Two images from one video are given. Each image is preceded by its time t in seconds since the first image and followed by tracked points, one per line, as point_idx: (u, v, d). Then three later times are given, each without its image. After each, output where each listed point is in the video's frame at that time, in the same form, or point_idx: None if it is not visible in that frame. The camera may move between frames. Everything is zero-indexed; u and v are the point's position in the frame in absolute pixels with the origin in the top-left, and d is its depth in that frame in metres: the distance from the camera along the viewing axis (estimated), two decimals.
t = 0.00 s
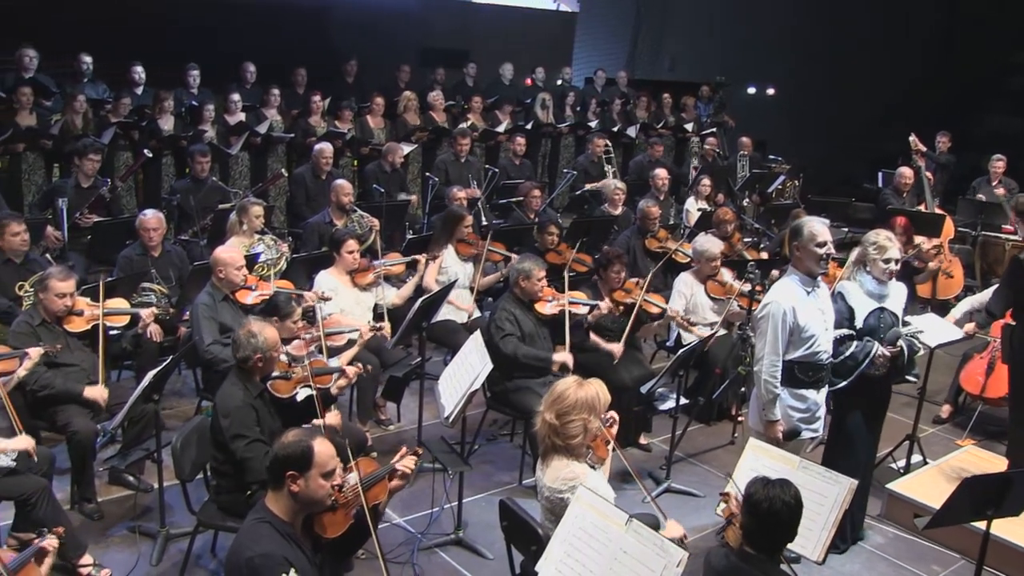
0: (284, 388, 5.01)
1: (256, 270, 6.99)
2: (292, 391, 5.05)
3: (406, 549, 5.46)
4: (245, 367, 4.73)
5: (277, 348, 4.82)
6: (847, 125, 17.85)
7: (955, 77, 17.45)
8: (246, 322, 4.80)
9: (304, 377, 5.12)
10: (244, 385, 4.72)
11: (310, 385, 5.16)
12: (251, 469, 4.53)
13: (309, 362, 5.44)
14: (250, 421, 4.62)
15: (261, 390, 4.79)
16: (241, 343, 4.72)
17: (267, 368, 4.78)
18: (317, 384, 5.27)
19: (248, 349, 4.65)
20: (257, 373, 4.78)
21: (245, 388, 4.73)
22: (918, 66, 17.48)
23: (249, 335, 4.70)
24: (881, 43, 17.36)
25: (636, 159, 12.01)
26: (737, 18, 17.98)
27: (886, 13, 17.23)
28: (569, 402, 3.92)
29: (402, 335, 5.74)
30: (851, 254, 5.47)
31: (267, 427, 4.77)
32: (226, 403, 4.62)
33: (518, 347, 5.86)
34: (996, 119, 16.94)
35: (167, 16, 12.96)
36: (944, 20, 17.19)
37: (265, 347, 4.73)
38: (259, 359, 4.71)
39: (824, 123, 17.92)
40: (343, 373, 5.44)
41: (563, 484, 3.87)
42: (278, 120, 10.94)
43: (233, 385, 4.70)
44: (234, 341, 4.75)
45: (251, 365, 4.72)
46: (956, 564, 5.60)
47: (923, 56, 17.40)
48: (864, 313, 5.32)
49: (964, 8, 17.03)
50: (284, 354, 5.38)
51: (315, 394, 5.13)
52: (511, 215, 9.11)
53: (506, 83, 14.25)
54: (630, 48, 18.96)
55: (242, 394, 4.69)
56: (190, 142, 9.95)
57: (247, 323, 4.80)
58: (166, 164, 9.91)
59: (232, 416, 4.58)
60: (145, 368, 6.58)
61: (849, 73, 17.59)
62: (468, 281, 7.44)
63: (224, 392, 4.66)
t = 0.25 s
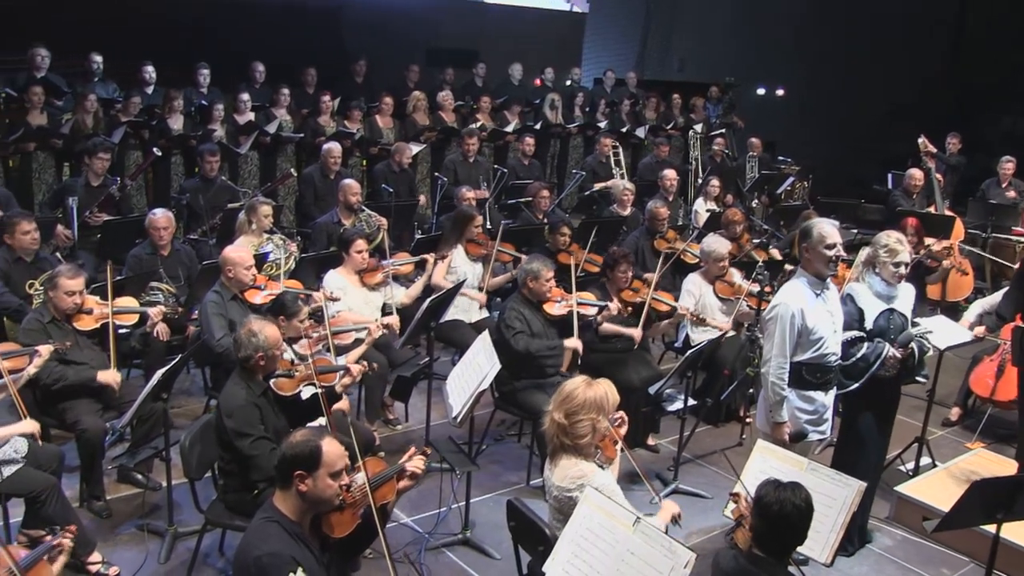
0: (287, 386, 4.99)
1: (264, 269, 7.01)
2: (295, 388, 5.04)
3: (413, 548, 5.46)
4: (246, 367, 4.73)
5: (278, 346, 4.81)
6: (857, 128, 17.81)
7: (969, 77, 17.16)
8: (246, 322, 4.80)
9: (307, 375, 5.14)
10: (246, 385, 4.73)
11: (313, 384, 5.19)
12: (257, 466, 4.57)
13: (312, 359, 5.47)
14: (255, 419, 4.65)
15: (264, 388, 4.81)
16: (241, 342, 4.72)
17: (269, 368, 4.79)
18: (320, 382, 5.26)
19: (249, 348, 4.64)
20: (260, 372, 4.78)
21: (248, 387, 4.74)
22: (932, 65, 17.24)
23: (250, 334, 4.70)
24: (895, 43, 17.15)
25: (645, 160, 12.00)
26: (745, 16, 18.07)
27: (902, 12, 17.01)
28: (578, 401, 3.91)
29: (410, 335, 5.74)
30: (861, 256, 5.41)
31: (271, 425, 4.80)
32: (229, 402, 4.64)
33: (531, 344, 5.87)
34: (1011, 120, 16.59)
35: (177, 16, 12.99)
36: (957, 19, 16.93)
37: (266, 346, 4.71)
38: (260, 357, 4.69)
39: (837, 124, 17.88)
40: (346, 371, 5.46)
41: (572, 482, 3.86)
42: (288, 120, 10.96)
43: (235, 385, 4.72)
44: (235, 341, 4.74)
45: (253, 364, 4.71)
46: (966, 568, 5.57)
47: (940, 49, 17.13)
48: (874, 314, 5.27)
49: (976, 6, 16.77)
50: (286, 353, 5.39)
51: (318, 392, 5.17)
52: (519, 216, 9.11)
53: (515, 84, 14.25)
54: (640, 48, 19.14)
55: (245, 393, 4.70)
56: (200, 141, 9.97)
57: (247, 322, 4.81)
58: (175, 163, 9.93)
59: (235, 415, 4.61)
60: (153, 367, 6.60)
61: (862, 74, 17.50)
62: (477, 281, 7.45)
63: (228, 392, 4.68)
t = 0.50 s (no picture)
0: (292, 383, 5.07)
1: (275, 268, 7.05)
2: (301, 386, 5.09)
3: (422, 548, 5.46)
4: (252, 366, 4.72)
5: (283, 346, 4.79)
6: (868, 126, 18.17)
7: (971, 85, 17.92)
8: (252, 323, 4.80)
9: (313, 372, 5.20)
10: (253, 385, 4.72)
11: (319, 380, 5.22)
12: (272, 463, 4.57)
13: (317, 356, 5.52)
14: (264, 417, 4.63)
15: (270, 387, 4.79)
16: (246, 343, 4.69)
17: (274, 367, 4.77)
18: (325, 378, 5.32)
19: (254, 349, 4.62)
20: (265, 372, 4.77)
21: (254, 387, 4.73)
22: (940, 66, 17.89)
23: (255, 335, 4.68)
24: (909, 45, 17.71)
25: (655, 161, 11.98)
26: (762, 16, 17.66)
27: (917, 13, 17.55)
28: (590, 405, 3.91)
29: (420, 334, 5.75)
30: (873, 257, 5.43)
31: (280, 422, 4.78)
32: (237, 402, 4.62)
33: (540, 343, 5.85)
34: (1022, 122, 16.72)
35: (187, 15, 13.02)
36: (965, 26, 17.65)
37: (271, 346, 4.71)
38: (265, 358, 4.69)
39: (847, 123, 18.09)
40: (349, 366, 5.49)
41: (582, 483, 3.86)
42: (298, 119, 10.99)
43: (242, 386, 4.70)
44: (240, 341, 4.72)
45: (258, 364, 4.71)
46: (977, 572, 5.54)
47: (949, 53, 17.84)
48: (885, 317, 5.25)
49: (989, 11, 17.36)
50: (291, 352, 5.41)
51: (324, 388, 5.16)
52: (530, 216, 9.12)
53: (525, 84, 14.25)
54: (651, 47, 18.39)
55: (252, 393, 4.69)
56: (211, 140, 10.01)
57: (252, 322, 4.79)
58: (186, 162, 9.97)
59: (244, 415, 4.59)
60: (163, 365, 6.62)
61: (874, 72, 17.88)
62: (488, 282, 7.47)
63: (234, 391, 4.68)
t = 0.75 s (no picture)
0: (297, 381, 5.04)
1: (283, 268, 7.07)
2: (305, 383, 5.07)
3: (428, 548, 5.46)
4: (257, 366, 4.73)
5: (288, 346, 4.78)
6: (879, 127, 18.37)
7: (977, 88, 18.34)
8: (257, 323, 4.78)
9: (316, 369, 5.17)
10: (259, 385, 4.72)
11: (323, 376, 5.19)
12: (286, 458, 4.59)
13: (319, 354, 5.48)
14: (274, 415, 4.64)
15: (276, 386, 4.79)
16: (252, 343, 4.69)
17: (278, 367, 4.77)
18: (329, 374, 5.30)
19: (259, 350, 4.64)
20: (271, 371, 4.78)
21: (261, 386, 4.72)
22: (949, 69, 18.25)
23: (261, 335, 4.68)
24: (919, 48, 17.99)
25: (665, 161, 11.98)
26: (772, 16, 17.58)
27: (927, 15, 17.81)
28: (602, 409, 3.90)
29: (428, 334, 5.75)
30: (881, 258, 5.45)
31: (290, 420, 4.79)
32: (246, 401, 4.62)
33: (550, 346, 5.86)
34: None
35: (197, 15, 13.06)
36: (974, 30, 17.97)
37: (276, 347, 4.71)
38: (270, 358, 4.70)
39: (858, 123, 18.24)
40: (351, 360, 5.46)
41: (591, 487, 3.85)
42: (308, 119, 11.03)
43: (248, 385, 4.69)
44: (245, 341, 4.72)
45: (264, 364, 4.72)
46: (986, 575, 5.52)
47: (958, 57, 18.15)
48: (894, 319, 5.22)
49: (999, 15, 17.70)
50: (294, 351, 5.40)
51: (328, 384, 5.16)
52: (538, 216, 9.13)
53: (534, 84, 14.25)
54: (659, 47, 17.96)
55: (260, 391, 4.68)
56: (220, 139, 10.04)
57: (258, 322, 4.78)
58: (195, 161, 10.00)
59: (254, 413, 4.59)
60: (171, 364, 6.64)
61: (886, 74, 18.09)
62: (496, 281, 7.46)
63: (241, 391, 4.66)
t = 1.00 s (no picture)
0: (302, 378, 5.12)
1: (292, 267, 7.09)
2: (310, 381, 5.14)
3: (435, 548, 5.46)
4: (263, 365, 4.75)
5: (293, 345, 4.81)
6: (887, 127, 18.34)
7: (985, 89, 18.24)
8: (261, 323, 4.79)
9: (321, 366, 5.23)
10: (266, 384, 4.72)
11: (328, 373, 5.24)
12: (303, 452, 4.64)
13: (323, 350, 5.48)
14: (284, 412, 4.65)
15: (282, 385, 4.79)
16: (257, 343, 4.71)
17: (284, 366, 4.80)
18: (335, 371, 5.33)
19: (266, 349, 4.66)
20: (276, 370, 4.79)
21: (267, 386, 4.72)
22: (958, 70, 18.13)
23: (266, 335, 4.71)
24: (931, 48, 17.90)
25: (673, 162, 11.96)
26: (783, 16, 17.62)
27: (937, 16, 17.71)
28: (615, 415, 3.87)
29: (437, 334, 5.75)
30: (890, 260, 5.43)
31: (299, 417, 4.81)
32: (255, 400, 4.63)
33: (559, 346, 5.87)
34: None
35: (208, 14, 13.10)
36: (988, 28, 17.80)
37: (282, 345, 4.73)
38: (276, 357, 4.72)
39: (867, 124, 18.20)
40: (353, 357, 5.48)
41: (600, 490, 3.85)
42: (317, 118, 11.05)
43: (256, 385, 4.69)
44: (251, 341, 4.74)
45: (269, 363, 4.74)
46: None
47: (969, 57, 17.99)
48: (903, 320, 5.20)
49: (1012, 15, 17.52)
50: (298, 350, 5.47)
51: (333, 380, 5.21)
52: (547, 216, 9.13)
53: (543, 84, 14.24)
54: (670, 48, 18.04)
55: (267, 391, 4.69)
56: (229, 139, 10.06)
57: (262, 322, 4.79)
58: (205, 160, 10.02)
59: (265, 412, 4.61)
60: (179, 362, 6.65)
61: (894, 74, 18.03)
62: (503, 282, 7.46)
63: (248, 391, 4.67)
